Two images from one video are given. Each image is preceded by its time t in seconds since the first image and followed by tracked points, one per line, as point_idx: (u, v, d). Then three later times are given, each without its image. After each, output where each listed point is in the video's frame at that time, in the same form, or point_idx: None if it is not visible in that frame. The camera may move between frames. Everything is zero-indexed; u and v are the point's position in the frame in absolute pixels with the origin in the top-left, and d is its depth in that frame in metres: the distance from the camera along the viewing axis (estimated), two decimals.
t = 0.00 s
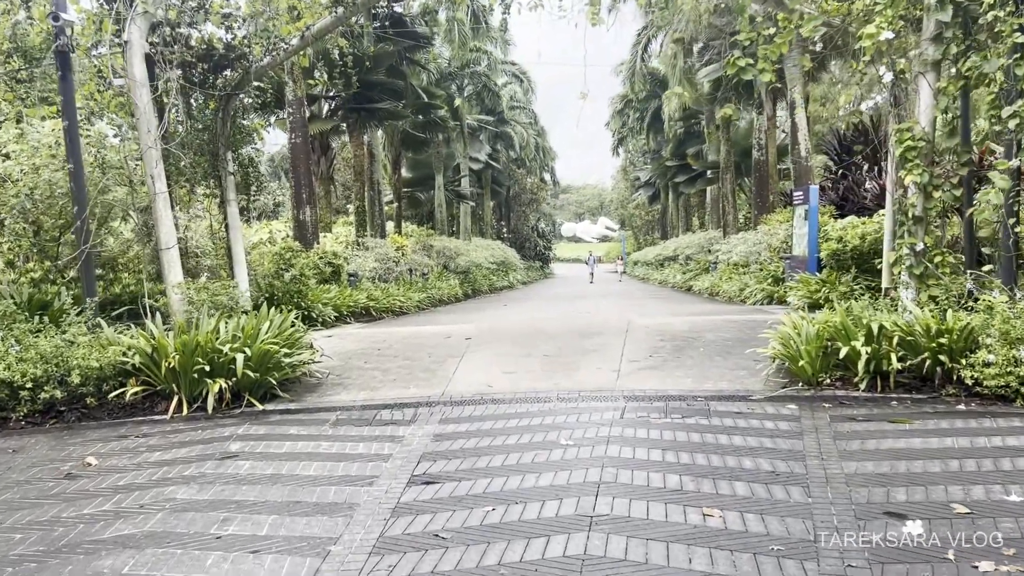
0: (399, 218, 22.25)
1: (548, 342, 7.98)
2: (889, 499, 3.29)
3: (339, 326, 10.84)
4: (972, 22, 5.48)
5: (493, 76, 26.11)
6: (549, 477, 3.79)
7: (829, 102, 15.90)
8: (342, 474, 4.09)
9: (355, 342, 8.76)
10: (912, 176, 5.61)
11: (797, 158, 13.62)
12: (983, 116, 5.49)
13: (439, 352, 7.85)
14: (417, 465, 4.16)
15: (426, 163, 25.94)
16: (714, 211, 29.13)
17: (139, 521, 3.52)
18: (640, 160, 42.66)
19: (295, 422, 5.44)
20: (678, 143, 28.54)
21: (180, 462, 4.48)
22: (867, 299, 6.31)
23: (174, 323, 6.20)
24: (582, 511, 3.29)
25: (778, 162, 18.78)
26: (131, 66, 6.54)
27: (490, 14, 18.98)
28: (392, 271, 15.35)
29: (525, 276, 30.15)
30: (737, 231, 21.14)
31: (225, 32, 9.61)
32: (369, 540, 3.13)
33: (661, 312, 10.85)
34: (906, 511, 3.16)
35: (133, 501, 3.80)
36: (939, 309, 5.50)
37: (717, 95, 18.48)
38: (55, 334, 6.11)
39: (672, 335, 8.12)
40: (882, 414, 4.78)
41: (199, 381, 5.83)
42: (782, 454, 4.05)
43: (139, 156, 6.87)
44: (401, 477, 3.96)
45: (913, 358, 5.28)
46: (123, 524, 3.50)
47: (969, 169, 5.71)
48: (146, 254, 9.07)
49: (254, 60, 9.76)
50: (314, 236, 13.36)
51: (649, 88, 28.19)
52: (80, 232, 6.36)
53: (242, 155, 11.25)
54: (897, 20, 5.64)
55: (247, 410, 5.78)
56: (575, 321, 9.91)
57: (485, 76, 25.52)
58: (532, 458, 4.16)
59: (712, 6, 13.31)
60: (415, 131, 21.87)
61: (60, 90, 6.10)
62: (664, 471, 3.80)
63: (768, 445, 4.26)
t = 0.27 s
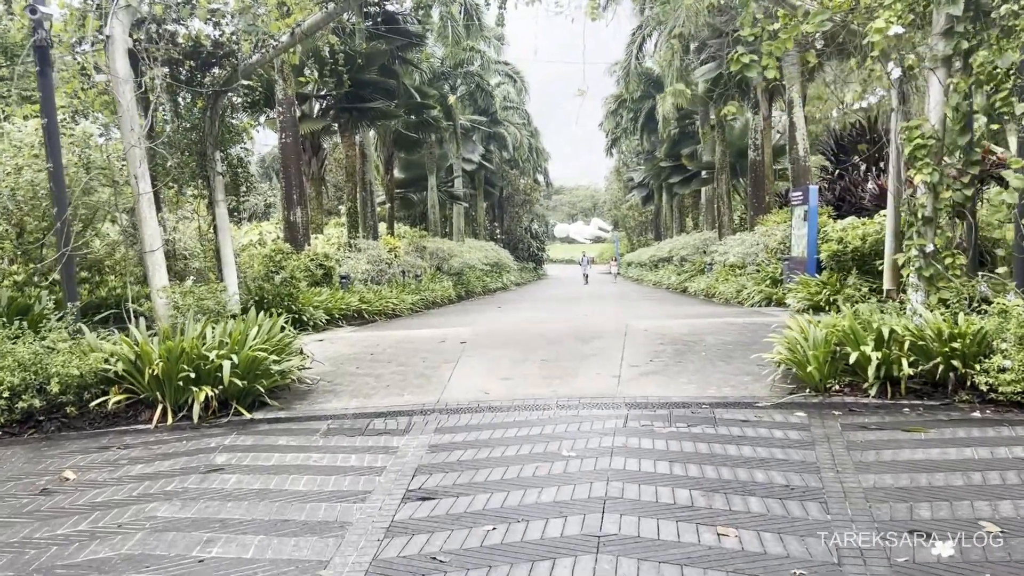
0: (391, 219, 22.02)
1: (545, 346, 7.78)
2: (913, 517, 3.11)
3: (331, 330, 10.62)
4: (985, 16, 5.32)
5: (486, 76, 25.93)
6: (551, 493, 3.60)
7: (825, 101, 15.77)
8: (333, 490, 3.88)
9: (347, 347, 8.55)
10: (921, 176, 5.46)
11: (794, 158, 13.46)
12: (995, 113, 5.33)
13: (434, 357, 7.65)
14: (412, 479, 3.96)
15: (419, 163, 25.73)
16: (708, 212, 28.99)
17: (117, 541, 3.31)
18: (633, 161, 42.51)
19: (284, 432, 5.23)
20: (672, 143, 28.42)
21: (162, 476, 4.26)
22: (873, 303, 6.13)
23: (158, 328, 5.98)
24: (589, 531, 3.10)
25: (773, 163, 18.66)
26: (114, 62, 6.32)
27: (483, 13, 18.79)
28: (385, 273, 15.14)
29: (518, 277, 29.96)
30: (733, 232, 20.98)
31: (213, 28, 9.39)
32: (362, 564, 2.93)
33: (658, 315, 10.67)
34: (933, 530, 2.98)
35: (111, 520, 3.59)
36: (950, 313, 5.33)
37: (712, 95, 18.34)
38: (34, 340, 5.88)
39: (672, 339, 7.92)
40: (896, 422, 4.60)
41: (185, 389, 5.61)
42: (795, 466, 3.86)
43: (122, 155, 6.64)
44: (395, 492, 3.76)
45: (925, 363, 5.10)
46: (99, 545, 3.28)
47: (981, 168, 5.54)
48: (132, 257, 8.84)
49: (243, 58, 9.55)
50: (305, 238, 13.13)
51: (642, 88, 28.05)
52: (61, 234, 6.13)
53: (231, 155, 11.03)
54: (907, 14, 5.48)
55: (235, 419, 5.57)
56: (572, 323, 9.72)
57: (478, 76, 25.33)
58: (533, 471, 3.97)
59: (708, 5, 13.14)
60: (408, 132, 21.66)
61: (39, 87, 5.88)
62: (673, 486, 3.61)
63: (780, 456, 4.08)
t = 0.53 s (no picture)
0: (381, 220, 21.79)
1: (538, 349, 7.59)
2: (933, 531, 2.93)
3: (319, 332, 10.39)
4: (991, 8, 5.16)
5: (477, 75, 25.75)
6: (547, 505, 3.40)
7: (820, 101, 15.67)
8: (316, 501, 3.68)
9: (335, 350, 8.33)
10: (926, 173, 5.30)
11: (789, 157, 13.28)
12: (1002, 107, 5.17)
13: (424, 360, 7.44)
14: (400, 490, 3.76)
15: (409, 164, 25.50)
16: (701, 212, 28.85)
17: (83, 560, 3.09)
18: (625, 161, 42.39)
19: (267, 439, 5.01)
20: (664, 144, 28.30)
21: (136, 488, 4.04)
22: (875, 304, 5.97)
23: (137, 331, 5.76)
24: (588, 547, 2.91)
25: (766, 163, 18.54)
26: (91, 55, 6.09)
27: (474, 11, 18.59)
28: (374, 274, 14.92)
29: (510, 278, 29.76)
30: (726, 233, 20.84)
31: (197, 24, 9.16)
32: None
33: (653, 316, 10.50)
34: (956, 546, 2.80)
35: (79, 536, 3.37)
36: (957, 313, 5.16)
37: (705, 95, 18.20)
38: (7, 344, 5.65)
39: (668, 341, 7.74)
40: (904, 428, 4.42)
41: (164, 394, 5.39)
42: (803, 475, 3.68)
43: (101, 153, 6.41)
44: (382, 504, 3.56)
45: (932, 365, 4.93)
46: (65, 564, 3.07)
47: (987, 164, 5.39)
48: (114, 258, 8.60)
49: (228, 54, 9.32)
50: (293, 238, 12.89)
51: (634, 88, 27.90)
52: (36, 233, 5.88)
53: (216, 154, 10.80)
54: (911, 5, 5.32)
55: (216, 425, 5.35)
56: (565, 325, 9.53)
57: (469, 75, 25.14)
58: (528, 481, 3.77)
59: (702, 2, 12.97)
60: (398, 132, 21.44)
61: (12, 80, 5.65)
62: (676, 497, 3.42)
63: (786, 463, 3.89)
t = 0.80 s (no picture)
0: (371, 223, 21.57)
1: (529, 354, 7.38)
2: (953, 555, 2.74)
3: (305, 337, 10.16)
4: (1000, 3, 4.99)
5: (468, 77, 25.54)
6: (540, 526, 3.19)
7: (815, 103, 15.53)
8: (294, 521, 3.46)
9: (321, 356, 8.11)
10: (931, 174, 5.13)
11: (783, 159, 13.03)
12: (1010, 105, 5.00)
13: (412, 367, 7.23)
14: (384, 508, 3.55)
15: (400, 166, 25.26)
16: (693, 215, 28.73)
17: None
18: (616, 165, 42.31)
19: (247, 451, 4.79)
20: (656, 147, 28.19)
21: (104, 506, 3.81)
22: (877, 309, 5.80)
23: (112, 338, 5.51)
24: (582, 573, 2.71)
25: (759, 165, 18.40)
26: (65, 51, 5.86)
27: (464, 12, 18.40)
28: (364, 278, 14.72)
29: (501, 282, 29.61)
30: (718, 236, 20.69)
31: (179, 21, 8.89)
32: None
33: (646, 320, 10.31)
34: (978, 572, 2.61)
35: (38, 560, 3.14)
36: (963, 320, 4.99)
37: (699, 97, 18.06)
38: None
39: (663, 346, 7.55)
40: (913, 439, 4.23)
41: (139, 404, 5.15)
42: (811, 491, 3.48)
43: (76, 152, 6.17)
44: (365, 524, 3.35)
45: (939, 374, 4.75)
46: None
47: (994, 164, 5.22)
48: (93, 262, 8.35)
49: (213, 52, 9.08)
50: (280, 241, 12.64)
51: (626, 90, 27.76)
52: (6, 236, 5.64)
53: (201, 155, 10.56)
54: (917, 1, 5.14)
55: (194, 436, 5.12)
56: (557, 330, 9.34)
57: (460, 77, 24.94)
58: (519, 498, 3.56)
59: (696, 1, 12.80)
60: (388, 134, 21.23)
61: None
62: (677, 516, 3.22)
63: (792, 478, 3.69)
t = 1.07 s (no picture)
0: (362, 226, 21.32)
1: (523, 360, 7.18)
2: None
3: (294, 342, 9.93)
4: None
5: (460, 78, 25.34)
6: (540, 547, 2.99)
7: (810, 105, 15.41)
8: (277, 541, 3.25)
9: (310, 362, 7.88)
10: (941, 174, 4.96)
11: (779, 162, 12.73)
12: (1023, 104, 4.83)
13: (403, 373, 7.01)
14: (372, 527, 3.34)
15: (391, 169, 25.04)
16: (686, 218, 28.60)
17: None
18: (609, 168, 42.20)
19: (229, 464, 4.56)
20: (649, 150, 28.07)
21: (75, 524, 3.58)
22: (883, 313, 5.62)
23: (89, 344, 5.28)
24: None
25: (753, 168, 18.26)
26: (42, 45, 5.63)
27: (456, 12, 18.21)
28: (354, 282, 14.51)
29: (493, 286, 29.42)
30: (712, 239, 20.54)
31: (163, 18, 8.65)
32: None
33: (642, 325, 10.12)
34: None
35: None
36: (975, 325, 4.82)
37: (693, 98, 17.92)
38: None
39: (661, 351, 7.36)
40: (927, 450, 4.05)
41: (117, 414, 4.92)
42: (825, 508, 3.29)
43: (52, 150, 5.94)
44: (353, 545, 3.14)
45: (951, 382, 4.57)
46: None
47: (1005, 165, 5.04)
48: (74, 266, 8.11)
49: (199, 51, 8.84)
50: (268, 244, 12.39)
51: (619, 93, 27.64)
52: None
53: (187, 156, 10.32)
54: None
55: (175, 447, 4.89)
56: (551, 335, 9.14)
57: (452, 79, 24.73)
58: (516, 516, 3.36)
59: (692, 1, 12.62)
60: (379, 136, 21.01)
61: None
62: (686, 537, 3.02)
63: (803, 493, 3.50)
